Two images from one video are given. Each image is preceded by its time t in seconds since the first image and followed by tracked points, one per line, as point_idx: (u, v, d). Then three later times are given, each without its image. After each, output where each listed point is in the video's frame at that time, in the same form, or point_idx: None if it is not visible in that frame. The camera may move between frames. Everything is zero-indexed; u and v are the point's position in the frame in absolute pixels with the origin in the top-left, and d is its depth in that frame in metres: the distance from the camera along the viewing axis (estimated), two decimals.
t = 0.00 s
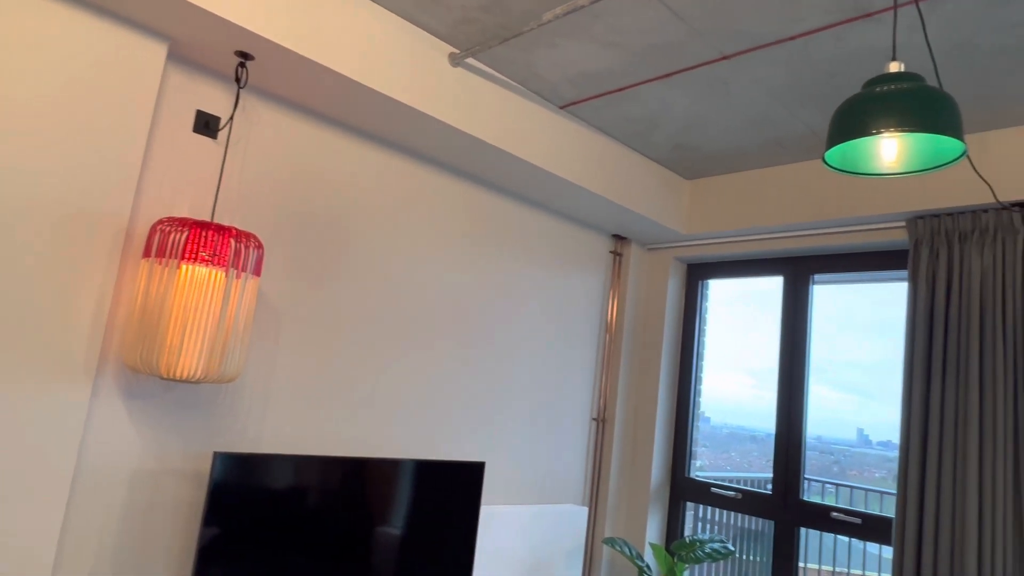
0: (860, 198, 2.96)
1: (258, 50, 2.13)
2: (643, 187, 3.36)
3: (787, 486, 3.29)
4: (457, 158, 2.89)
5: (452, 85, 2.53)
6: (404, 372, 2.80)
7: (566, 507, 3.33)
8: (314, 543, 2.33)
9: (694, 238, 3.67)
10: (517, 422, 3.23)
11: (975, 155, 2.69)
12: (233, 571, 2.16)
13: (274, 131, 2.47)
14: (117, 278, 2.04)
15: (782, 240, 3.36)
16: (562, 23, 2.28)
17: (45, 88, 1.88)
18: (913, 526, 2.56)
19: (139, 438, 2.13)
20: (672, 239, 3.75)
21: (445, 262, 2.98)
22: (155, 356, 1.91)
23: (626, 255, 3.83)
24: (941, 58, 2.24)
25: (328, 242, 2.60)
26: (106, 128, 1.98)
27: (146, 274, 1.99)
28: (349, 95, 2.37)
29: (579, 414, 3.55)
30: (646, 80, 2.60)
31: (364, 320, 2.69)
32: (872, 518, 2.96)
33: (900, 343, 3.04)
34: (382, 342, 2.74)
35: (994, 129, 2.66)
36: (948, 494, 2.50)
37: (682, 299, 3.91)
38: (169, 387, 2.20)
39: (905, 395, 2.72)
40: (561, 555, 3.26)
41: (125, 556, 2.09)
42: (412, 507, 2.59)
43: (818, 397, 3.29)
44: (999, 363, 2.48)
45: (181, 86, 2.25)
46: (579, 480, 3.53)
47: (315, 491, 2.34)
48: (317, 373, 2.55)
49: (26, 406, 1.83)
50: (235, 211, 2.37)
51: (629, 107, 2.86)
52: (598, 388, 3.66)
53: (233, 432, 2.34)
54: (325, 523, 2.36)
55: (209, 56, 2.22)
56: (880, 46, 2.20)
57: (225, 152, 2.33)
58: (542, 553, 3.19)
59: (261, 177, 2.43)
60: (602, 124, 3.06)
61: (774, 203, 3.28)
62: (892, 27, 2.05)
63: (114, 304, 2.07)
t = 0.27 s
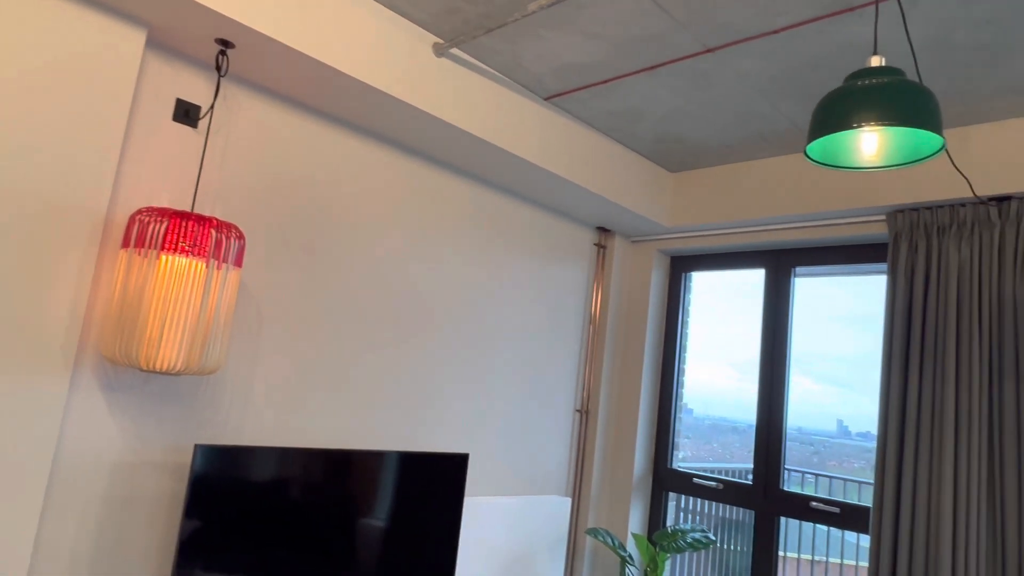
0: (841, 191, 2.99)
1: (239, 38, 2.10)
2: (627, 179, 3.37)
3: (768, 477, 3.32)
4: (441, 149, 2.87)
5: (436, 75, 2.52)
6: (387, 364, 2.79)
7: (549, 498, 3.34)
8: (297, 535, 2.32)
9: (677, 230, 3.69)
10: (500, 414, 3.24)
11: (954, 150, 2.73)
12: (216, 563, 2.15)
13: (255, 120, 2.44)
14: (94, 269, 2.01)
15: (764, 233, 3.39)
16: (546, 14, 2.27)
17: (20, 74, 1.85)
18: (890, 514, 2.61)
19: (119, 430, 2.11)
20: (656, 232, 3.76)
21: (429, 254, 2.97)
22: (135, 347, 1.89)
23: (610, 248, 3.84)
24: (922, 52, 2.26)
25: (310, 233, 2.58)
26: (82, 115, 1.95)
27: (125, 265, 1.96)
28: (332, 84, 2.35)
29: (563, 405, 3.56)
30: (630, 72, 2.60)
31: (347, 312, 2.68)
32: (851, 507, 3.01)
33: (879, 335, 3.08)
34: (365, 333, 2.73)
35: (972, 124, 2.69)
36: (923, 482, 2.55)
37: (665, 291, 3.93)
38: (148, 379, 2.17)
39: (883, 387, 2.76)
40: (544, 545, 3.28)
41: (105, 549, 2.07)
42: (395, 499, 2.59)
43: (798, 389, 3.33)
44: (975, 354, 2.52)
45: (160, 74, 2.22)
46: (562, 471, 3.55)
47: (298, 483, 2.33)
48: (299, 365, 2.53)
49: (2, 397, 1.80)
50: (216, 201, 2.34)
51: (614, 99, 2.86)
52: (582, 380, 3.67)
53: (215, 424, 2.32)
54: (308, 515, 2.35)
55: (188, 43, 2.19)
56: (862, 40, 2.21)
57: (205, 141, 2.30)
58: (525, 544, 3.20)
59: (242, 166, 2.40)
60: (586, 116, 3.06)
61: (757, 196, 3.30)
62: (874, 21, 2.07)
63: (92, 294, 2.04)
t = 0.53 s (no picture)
0: (826, 183, 3.01)
1: (223, 25, 2.07)
2: (613, 171, 3.37)
3: (752, 466, 3.36)
4: (428, 139, 2.86)
5: (422, 64, 2.50)
6: (373, 355, 2.79)
7: (536, 488, 3.36)
8: (283, 527, 2.32)
9: (664, 222, 3.70)
10: (487, 405, 3.24)
11: (936, 143, 2.75)
12: (202, 555, 2.14)
13: (240, 109, 2.42)
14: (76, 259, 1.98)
15: (750, 224, 3.41)
16: (533, 4, 2.26)
17: None
18: (871, 502, 2.65)
19: (102, 422, 2.09)
20: (642, 224, 3.77)
21: (415, 244, 2.96)
22: (118, 338, 1.87)
23: (597, 239, 3.85)
24: (906, 46, 2.27)
25: (295, 223, 2.56)
26: (62, 103, 1.92)
27: (107, 255, 1.94)
28: (317, 73, 2.33)
29: (549, 396, 3.58)
30: (618, 63, 2.60)
31: (333, 303, 2.67)
32: (833, 496, 3.05)
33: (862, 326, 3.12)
34: (352, 324, 2.72)
35: (955, 117, 2.72)
36: (904, 470, 2.59)
37: (652, 283, 3.95)
38: (132, 370, 2.15)
39: (865, 377, 2.79)
40: (530, 535, 3.30)
41: (89, 541, 2.05)
42: (382, 490, 2.59)
43: (783, 380, 3.36)
44: (955, 345, 2.56)
45: (142, 61, 2.18)
46: (549, 461, 3.57)
47: (284, 475, 2.32)
48: (285, 356, 2.52)
49: None
50: (200, 191, 2.31)
51: (601, 90, 2.86)
52: (568, 371, 3.69)
53: (199, 416, 2.31)
54: (295, 506, 2.35)
55: (171, 30, 2.16)
56: (847, 33, 2.22)
57: (189, 130, 2.27)
58: (512, 534, 3.22)
59: (226, 156, 2.38)
60: (573, 106, 3.06)
61: (743, 188, 3.32)
62: (859, 14, 2.08)
63: (73, 285, 2.02)
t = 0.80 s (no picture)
0: (812, 174, 3.03)
1: (207, 10, 2.04)
2: (601, 160, 3.37)
3: (737, 454, 3.39)
4: (415, 127, 2.84)
5: (409, 52, 2.48)
6: (360, 343, 2.78)
7: (523, 477, 3.38)
8: (271, 516, 2.32)
9: (651, 212, 3.71)
10: (474, 394, 3.25)
11: (920, 134, 2.78)
12: (188, 545, 2.14)
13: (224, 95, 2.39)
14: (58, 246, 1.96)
15: (736, 214, 3.42)
16: None
17: None
18: (854, 488, 2.69)
19: (86, 411, 2.07)
20: (629, 213, 3.78)
21: (402, 233, 2.95)
22: (102, 327, 1.85)
23: (585, 229, 3.85)
24: (892, 36, 2.29)
25: (282, 211, 2.55)
26: (43, 88, 1.88)
27: (90, 243, 1.92)
28: (303, 59, 2.30)
29: (537, 385, 3.59)
30: (606, 51, 2.59)
31: (320, 291, 2.66)
32: (817, 483, 3.09)
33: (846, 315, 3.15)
34: (338, 313, 2.71)
35: (939, 108, 2.74)
36: (886, 457, 2.62)
37: (639, 272, 3.96)
38: (116, 360, 2.14)
39: (849, 365, 2.83)
40: (517, 523, 3.33)
41: (73, 530, 2.04)
42: (370, 479, 2.59)
43: (768, 368, 3.39)
44: (937, 333, 2.59)
45: (124, 46, 2.15)
46: (536, 450, 3.58)
47: (271, 464, 2.32)
48: (271, 345, 2.51)
49: None
50: (185, 178, 2.29)
51: (589, 79, 2.86)
52: (556, 360, 3.70)
53: (185, 405, 2.29)
54: (282, 495, 2.35)
55: (154, 15, 2.13)
56: (834, 23, 2.23)
57: (173, 117, 2.24)
58: (499, 522, 3.24)
59: (211, 144, 2.35)
60: (561, 95, 3.05)
61: (730, 177, 3.33)
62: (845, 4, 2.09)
63: (55, 273, 2.00)
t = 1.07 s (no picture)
0: (797, 159, 3.04)
1: None
2: (588, 144, 3.37)
3: (722, 437, 3.43)
4: (401, 110, 2.82)
5: (395, 33, 2.45)
6: (346, 328, 2.78)
7: (510, 461, 3.40)
8: (257, 500, 2.31)
9: (637, 197, 3.72)
10: (461, 379, 3.25)
11: (905, 119, 2.79)
12: (174, 530, 2.13)
13: (207, 76, 2.35)
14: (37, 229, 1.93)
15: (722, 199, 3.43)
16: None
17: None
18: (835, 471, 2.73)
19: (68, 396, 2.05)
20: (616, 198, 3.78)
21: (388, 217, 2.93)
22: (83, 311, 1.82)
23: (571, 213, 3.85)
24: (878, 21, 2.29)
25: (266, 195, 2.52)
26: (20, 67, 1.84)
27: (70, 226, 1.89)
28: (287, 40, 2.27)
29: (523, 370, 3.60)
30: (594, 35, 2.58)
31: (305, 276, 2.64)
32: (799, 465, 3.13)
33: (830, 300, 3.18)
34: (324, 297, 2.70)
35: (923, 94, 2.76)
36: (868, 441, 2.66)
37: (625, 257, 3.97)
38: (99, 344, 2.11)
39: (832, 349, 2.86)
40: (503, 507, 3.35)
41: (56, 515, 2.03)
42: (357, 464, 2.60)
43: (752, 353, 3.42)
44: (919, 317, 2.62)
45: (103, 25, 2.11)
46: (523, 433, 3.60)
47: (256, 450, 2.31)
48: (256, 329, 2.49)
49: None
50: (167, 161, 2.26)
51: (577, 62, 2.84)
52: (543, 345, 3.71)
53: (170, 389, 2.28)
54: (268, 480, 2.34)
55: None
56: (821, 7, 2.23)
57: (154, 98, 2.21)
58: (486, 506, 3.26)
59: (194, 126, 2.32)
60: (549, 79, 3.03)
61: (716, 162, 3.34)
62: None
63: (35, 256, 1.97)
